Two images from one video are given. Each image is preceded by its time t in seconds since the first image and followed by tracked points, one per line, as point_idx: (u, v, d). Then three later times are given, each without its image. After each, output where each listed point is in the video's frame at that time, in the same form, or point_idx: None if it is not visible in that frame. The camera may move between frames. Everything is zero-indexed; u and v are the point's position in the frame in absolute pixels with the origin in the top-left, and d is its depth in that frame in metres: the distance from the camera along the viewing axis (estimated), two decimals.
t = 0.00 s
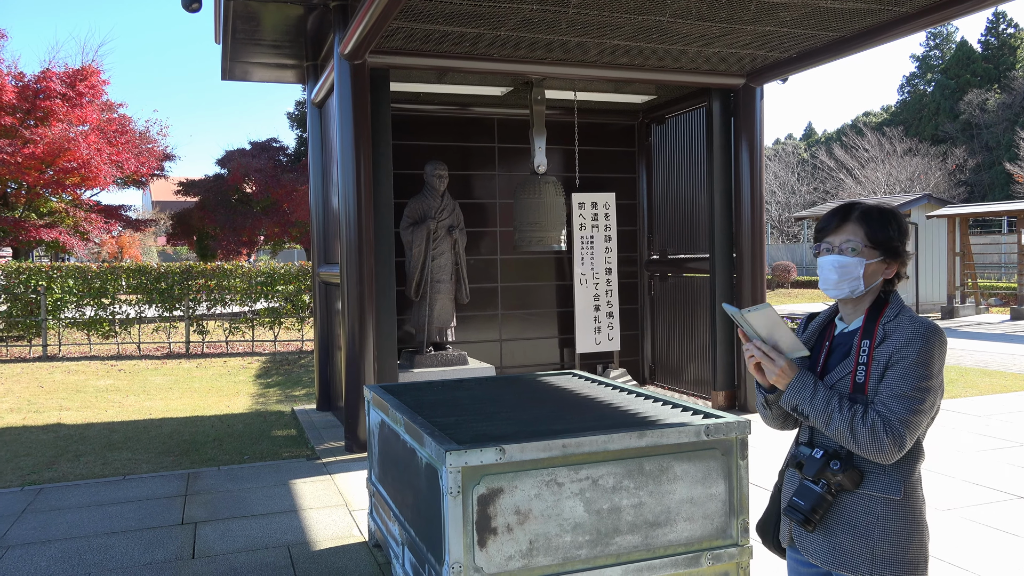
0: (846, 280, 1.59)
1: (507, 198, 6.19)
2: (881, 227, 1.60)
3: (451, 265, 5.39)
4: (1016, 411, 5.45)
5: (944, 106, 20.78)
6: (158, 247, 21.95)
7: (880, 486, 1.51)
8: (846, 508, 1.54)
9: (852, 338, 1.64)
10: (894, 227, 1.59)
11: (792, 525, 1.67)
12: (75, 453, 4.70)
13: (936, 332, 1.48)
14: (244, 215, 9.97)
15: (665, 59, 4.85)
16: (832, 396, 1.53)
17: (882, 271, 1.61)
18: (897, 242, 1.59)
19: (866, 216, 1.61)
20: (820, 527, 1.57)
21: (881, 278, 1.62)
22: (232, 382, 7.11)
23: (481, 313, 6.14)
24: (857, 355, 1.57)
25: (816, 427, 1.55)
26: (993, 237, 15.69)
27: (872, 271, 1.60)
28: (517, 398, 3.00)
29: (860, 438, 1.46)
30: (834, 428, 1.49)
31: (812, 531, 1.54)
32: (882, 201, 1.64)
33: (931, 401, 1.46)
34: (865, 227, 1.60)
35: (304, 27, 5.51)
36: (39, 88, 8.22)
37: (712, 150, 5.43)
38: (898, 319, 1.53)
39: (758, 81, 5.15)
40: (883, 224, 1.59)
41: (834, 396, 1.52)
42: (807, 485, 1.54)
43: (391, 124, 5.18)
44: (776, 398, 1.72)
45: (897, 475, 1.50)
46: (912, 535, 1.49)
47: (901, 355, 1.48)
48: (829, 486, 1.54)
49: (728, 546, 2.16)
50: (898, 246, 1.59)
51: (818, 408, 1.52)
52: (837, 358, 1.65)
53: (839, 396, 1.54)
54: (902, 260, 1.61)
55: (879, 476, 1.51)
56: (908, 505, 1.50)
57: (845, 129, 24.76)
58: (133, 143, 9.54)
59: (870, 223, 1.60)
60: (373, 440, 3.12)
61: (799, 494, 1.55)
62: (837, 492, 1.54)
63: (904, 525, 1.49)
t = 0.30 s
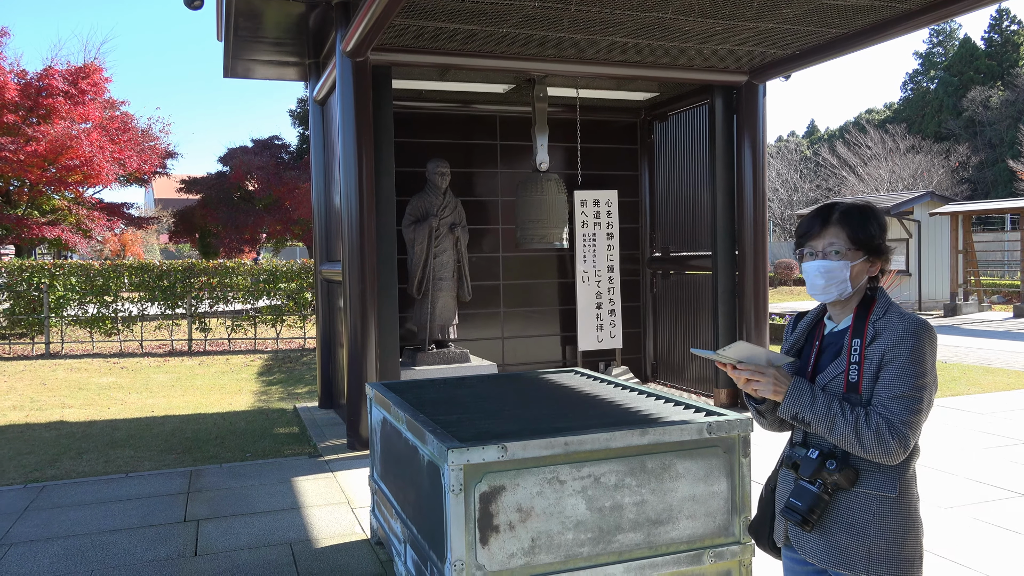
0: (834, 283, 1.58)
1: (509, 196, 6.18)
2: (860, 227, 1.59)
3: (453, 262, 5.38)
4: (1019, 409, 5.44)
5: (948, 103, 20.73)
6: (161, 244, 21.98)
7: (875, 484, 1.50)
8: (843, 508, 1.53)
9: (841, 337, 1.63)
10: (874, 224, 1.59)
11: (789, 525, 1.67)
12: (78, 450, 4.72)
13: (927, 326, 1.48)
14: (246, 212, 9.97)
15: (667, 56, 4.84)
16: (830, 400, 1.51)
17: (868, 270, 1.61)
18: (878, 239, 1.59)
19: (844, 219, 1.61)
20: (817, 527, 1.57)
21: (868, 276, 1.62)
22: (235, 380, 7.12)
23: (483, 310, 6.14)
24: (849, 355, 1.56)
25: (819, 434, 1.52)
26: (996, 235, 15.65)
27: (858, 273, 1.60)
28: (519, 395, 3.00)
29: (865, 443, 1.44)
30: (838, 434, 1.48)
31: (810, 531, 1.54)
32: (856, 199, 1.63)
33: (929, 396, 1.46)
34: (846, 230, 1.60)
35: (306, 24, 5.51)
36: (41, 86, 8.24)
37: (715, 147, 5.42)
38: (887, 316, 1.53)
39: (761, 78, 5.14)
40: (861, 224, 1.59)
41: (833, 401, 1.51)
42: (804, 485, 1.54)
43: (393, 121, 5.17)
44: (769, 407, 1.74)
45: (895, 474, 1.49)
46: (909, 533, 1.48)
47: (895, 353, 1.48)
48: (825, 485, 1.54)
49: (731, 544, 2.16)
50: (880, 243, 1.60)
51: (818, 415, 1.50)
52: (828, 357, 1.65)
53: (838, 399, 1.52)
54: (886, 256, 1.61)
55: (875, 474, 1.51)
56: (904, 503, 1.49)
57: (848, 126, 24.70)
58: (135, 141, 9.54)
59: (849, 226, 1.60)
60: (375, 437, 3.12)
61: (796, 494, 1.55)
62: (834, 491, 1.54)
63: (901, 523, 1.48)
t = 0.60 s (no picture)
0: (810, 297, 1.61)
1: (509, 194, 6.18)
2: (825, 236, 1.57)
3: (453, 260, 5.38)
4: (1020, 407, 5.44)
5: (948, 100, 20.72)
6: (161, 243, 21.98)
7: (866, 483, 1.50)
8: (833, 506, 1.53)
9: (836, 337, 1.63)
10: (837, 229, 1.56)
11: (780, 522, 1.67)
12: (78, 449, 4.71)
13: (919, 326, 1.47)
14: (246, 211, 9.96)
15: (667, 54, 4.83)
16: (827, 404, 1.51)
17: (845, 274, 1.59)
18: (849, 244, 1.56)
19: (808, 231, 1.59)
20: (808, 526, 1.56)
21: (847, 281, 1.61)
22: (235, 378, 7.12)
23: (483, 309, 6.13)
24: (843, 355, 1.56)
25: (816, 439, 1.52)
26: (996, 232, 15.65)
27: (832, 281, 1.60)
28: (519, 394, 3.00)
29: (863, 447, 1.44)
30: (836, 439, 1.47)
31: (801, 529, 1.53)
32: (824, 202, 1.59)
33: (924, 396, 1.46)
34: (813, 240, 1.59)
35: (306, 22, 5.50)
36: (42, 84, 8.24)
37: (715, 146, 5.42)
38: (877, 317, 1.52)
39: (761, 76, 5.13)
40: (826, 234, 1.57)
41: (830, 404, 1.50)
42: (796, 483, 1.53)
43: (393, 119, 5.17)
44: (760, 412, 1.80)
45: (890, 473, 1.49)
46: (899, 532, 1.48)
47: (889, 354, 1.47)
48: (816, 483, 1.53)
49: (731, 542, 2.16)
50: (851, 249, 1.56)
51: (815, 420, 1.50)
52: (822, 357, 1.65)
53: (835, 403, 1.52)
54: (863, 257, 1.58)
55: (867, 474, 1.51)
56: (894, 502, 1.49)
57: (849, 124, 24.68)
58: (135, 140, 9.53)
59: (813, 237, 1.58)
60: (375, 436, 3.12)
61: (787, 492, 1.55)
62: (825, 489, 1.53)
63: (890, 522, 1.48)
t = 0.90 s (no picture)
0: (802, 296, 1.62)
1: (510, 193, 6.18)
2: (814, 238, 1.56)
3: (454, 259, 5.38)
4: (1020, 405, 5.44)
5: (948, 99, 20.71)
6: (162, 243, 21.97)
7: (854, 484, 1.51)
8: (823, 505, 1.54)
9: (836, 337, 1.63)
10: (821, 229, 1.55)
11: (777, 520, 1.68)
12: (79, 448, 4.72)
13: (907, 328, 1.45)
14: (247, 210, 9.96)
15: (667, 53, 4.83)
16: (813, 404, 1.54)
17: (835, 274, 1.57)
18: (837, 246, 1.54)
19: (798, 231, 1.58)
20: (799, 523, 1.58)
21: (839, 281, 1.59)
22: (235, 377, 7.12)
23: (483, 308, 6.13)
24: (836, 354, 1.56)
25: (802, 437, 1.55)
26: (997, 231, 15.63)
27: (819, 282, 1.59)
28: (520, 393, 3.00)
29: (843, 448, 1.46)
30: (818, 439, 1.50)
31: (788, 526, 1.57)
32: (816, 203, 1.57)
33: (911, 400, 1.44)
34: (802, 240, 1.58)
35: (306, 21, 5.50)
36: (42, 83, 8.22)
37: (716, 144, 5.42)
38: (869, 318, 1.51)
39: (761, 75, 5.13)
40: (814, 235, 1.55)
41: (815, 405, 1.53)
42: (783, 481, 1.56)
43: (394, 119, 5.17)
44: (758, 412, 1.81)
45: (887, 474, 1.49)
46: (889, 534, 1.47)
47: (875, 356, 1.46)
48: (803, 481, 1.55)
49: (731, 541, 2.16)
50: (838, 248, 1.54)
51: (797, 420, 1.53)
52: (822, 356, 1.65)
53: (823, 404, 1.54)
54: (853, 257, 1.55)
55: (856, 475, 1.51)
56: (883, 504, 1.48)
57: (849, 122, 24.66)
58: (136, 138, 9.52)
59: (801, 238, 1.57)
60: (376, 435, 3.12)
61: (775, 489, 1.57)
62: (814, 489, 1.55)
63: (879, 524, 1.48)
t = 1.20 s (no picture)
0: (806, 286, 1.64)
1: (512, 193, 6.18)
2: (818, 233, 1.54)
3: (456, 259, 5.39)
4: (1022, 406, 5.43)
5: (951, 99, 20.69)
6: (163, 243, 21.98)
7: (848, 488, 1.50)
8: (820, 505, 1.55)
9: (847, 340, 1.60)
10: (820, 227, 1.53)
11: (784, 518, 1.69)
12: (81, 447, 4.72)
13: (900, 334, 1.43)
14: (249, 209, 9.96)
15: (668, 53, 4.83)
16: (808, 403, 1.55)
17: (830, 275, 1.56)
18: (835, 247, 1.52)
19: (809, 222, 1.57)
20: (797, 521, 1.61)
21: (836, 281, 1.57)
22: (237, 377, 7.12)
23: (485, 307, 6.13)
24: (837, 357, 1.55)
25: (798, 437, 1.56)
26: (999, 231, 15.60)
27: (817, 277, 1.59)
28: (521, 392, 3.00)
29: (828, 450, 1.47)
30: (807, 440, 1.51)
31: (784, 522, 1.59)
32: (838, 199, 1.53)
33: (900, 407, 1.42)
34: (805, 234, 1.58)
35: (308, 20, 5.51)
36: (44, 83, 8.23)
37: (717, 144, 5.42)
38: (869, 320, 1.50)
39: (763, 75, 5.12)
40: (818, 231, 1.54)
41: (810, 404, 1.54)
42: (779, 479, 1.59)
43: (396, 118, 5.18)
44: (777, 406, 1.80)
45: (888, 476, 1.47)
46: (882, 540, 1.46)
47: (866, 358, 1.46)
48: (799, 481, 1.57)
49: (733, 541, 2.16)
50: (832, 250, 1.52)
51: (791, 419, 1.55)
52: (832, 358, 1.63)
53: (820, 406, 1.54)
54: (849, 263, 1.51)
55: (851, 480, 1.50)
56: (876, 509, 1.47)
57: (851, 122, 24.63)
58: (138, 138, 9.52)
59: (807, 232, 1.56)
60: (377, 435, 3.13)
61: (772, 486, 1.60)
62: (811, 488, 1.56)
63: (871, 530, 1.47)
